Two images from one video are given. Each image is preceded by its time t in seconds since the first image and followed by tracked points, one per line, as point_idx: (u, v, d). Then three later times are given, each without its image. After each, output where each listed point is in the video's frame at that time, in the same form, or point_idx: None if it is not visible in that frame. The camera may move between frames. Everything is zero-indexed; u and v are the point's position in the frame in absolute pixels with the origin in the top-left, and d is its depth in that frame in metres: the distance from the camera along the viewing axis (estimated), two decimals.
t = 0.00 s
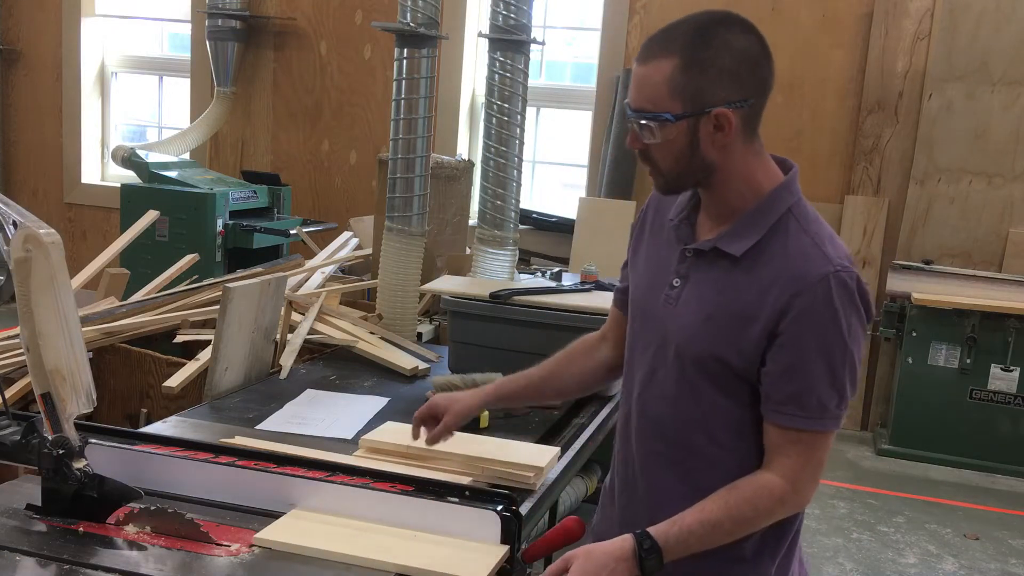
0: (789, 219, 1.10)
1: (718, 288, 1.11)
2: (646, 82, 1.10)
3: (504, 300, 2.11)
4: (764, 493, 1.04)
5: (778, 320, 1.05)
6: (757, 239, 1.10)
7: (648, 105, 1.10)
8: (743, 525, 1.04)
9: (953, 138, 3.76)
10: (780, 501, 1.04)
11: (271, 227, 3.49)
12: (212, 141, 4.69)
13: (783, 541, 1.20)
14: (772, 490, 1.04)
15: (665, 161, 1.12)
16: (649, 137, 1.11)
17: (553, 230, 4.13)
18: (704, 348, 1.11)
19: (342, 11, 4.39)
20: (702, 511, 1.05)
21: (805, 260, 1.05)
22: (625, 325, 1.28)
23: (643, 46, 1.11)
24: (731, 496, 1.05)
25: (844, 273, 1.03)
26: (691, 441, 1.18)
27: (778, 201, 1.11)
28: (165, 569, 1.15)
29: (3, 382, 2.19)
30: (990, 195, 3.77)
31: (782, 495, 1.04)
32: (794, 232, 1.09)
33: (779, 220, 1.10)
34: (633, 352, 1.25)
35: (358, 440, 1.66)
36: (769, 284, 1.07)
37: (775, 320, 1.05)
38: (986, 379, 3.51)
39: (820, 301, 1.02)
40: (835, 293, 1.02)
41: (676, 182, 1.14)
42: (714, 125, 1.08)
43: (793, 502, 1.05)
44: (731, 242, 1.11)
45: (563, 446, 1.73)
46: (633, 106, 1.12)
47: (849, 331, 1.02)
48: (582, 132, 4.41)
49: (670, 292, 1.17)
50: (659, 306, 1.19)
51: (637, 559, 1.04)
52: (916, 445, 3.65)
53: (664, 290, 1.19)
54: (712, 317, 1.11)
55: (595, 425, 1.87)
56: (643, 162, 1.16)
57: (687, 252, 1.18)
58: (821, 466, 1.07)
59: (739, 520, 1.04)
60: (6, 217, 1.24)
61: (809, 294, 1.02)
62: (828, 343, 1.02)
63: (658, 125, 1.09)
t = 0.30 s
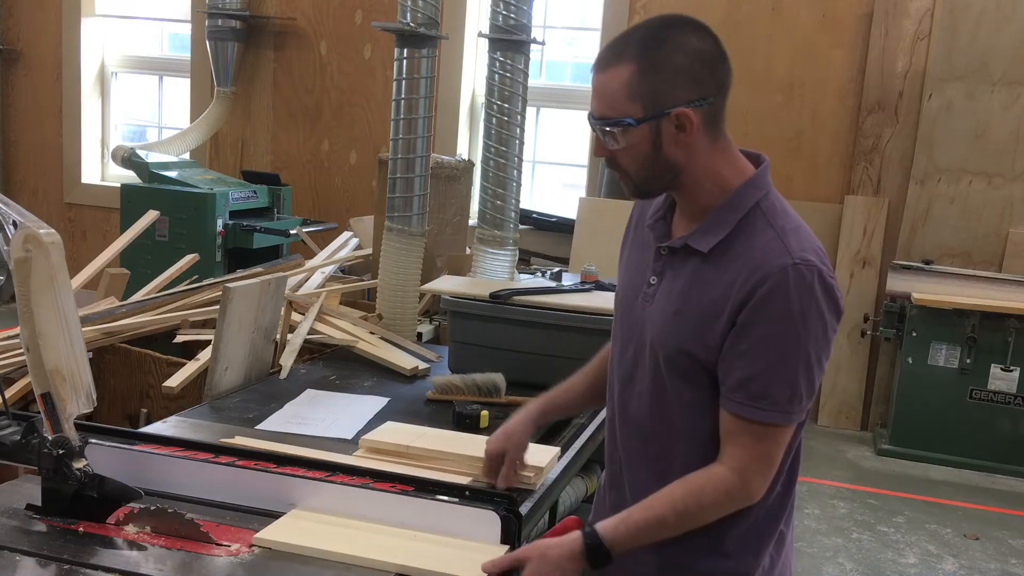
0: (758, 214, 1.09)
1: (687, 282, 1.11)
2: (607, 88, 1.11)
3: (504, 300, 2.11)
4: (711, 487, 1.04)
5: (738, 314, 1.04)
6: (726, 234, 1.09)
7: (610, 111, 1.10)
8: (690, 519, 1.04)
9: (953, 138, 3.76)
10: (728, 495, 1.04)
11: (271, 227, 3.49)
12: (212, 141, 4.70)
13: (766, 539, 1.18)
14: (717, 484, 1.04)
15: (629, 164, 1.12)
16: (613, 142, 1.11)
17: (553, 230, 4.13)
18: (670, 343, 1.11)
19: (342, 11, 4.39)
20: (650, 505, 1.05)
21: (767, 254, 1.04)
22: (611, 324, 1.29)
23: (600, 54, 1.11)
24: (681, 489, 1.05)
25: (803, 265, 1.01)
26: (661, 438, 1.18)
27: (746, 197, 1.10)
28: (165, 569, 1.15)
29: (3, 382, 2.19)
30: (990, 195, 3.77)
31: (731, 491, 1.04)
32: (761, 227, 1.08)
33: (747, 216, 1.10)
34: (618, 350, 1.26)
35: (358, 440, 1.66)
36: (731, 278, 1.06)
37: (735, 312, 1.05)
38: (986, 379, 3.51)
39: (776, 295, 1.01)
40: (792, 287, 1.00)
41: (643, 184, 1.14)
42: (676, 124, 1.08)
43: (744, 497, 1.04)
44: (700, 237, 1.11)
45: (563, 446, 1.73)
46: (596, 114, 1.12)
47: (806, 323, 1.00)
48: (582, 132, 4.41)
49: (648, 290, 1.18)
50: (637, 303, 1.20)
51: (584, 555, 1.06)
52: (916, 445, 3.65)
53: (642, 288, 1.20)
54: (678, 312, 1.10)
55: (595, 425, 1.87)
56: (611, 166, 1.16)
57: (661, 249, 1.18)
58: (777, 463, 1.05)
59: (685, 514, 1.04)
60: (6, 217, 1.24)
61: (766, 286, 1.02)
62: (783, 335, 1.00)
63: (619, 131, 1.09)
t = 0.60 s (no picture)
0: (756, 201, 1.09)
1: (686, 272, 1.11)
2: (617, 67, 1.11)
3: (504, 300, 2.11)
4: (712, 477, 1.03)
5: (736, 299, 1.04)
6: (725, 222, 1.09)
7: (617, 88, 1.11)
8: (691, 512, 1.04)
9: (953, 138, 3.76)
10: (729, 487, 1.03)
11: (271, 227, 3.49)
12: (212, 141, 4.69)
13: (767, 540, 1.17)
14: (717, 475, 1.03)
15: (636, 143, 1.12)
16: (620, 119, 1.12)
17: (553, 230, 4.13)
18: (671, 333, 1.11)
19: (342, 12, 4.39)
20: (649, 500, 1.05)
21: (765, 238, 1.04)
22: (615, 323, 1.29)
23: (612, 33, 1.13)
24: (682, 482, 1.05)
25: (799, 245, 1.01)
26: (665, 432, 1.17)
27: (746, 184, 1.10)
28: (165, 569, 1.15)
29: (3, 382, 2.19)
30: (990, 195, 3.77)
31: (733, 480, 1.03)
32: (759, 214, 1.08)
33: (746, 203, 1.09)
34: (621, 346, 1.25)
35: (358, 440, 1.66)
36: (729, 264, 1.06)
37: (732, 296, 1.05)
38: (986, 379, 3.52)
39: (774, 278, 1.01)
40: (789, 269, 1.00)
41: (648, 166, 1.13)
42: (681, 103, 1.08)
43: (745, 488, 1.03)
44: (699, 226, 1.11)
45: (563, 446, 1.73)
46: (604, 91, 1.12)
47: (803, 303, 1.00)
48: (582, 132, 4.41)
49: (649, 283, 1.18)
50: (640, 297, 1.20)
51: (588, 556, 1.06)
52: (916, 445, 3.65)
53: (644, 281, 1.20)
54: (679, 301, 1.10)
55: (595, 425, 1.87)
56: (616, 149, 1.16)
57: (663, 243, 1.18)
58: (780, 451, 1.04)
59: (686, 509, 1.04)
60: (6, 217, 1.24)
61: (763, 269, 1.02)
62: (781, 316, 1.00)
63: (627, 106, 1.10)
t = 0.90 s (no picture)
0: (792, 215, 1.08)
1: (711, 277, 1.10)
2: (672, 61, 1.08)
3: (504, 301, 2.10)
4: (695, 486, 1.03)
5: (758, 309, 1.03)
6: (760, 231, 1.07)
7: (671, 82, 1.08)
8: (672, 516, 1.04)
9: (953, 138, 3.76)
10: (709, 494, 1.02)
11: (271, 227, 3.49)
12: (212, 141, 4.69)
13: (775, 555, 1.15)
14: (705, 483, 1.02)
15: (684, 141, 1.09)
16: (669, 116, 1.09)
17: (553, 230, 4.13)
18: (687, 337, 1.09)
19: (342, 12, 4.39)
20: (633, 503, 1.06)
21: (798, 252, 1.03)
22: (630, 319, 1.27)
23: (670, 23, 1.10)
24: (669, 487, 1.05)
25: (833, 268, 1.00)
26: (669, 435, 1.17)
27: (784, 196, 1.08)
28: (164, 569, 1.15)
29: (3, 382, 2.19)
30: (990, 195, 3.77)
31: (715, 489, 1.02)
32: (793, 229, 1.06)
33: (782, 215, 1.08)
34: (638, 348, 1.24)
35: (358, 440, 1.66)
36: (756, 274, 1.05)
37: (756, 308, 1.03)
38: (986, 379, 3.52)
39: (801, 295, 0.99)
40: (819, 289, 0.99)
41: (695, 166, 1.10)
42: (736, 104, 1.06)
43: (727, 498, 1.02)
44: (732, 232, 1.09)
45: (563, 446, 1.73)
46: (655, 84, 1.10)
47: (828, 327, 0.99)
48: (582, 132, 4.41)
49: (671, 285, 1.16)
50: (660, 297, 1.18)
51: (567, 552, 1.08)
52: (916, 445, 3.65)
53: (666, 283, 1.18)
54: (701, 306, 1.09)
55: (595, 425, 1.87)
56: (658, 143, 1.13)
57: (689, 244, 1.16)
58: (770, 468, 1.03)
59: (668, 512, 1.04)
60: (7, 217, 1.24)
61: (791, 284, 1.00)
62: (806, 335, 0.99)
63: (682, 101, 1.07)
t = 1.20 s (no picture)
0: (812, 232, 1.08)
1: (736, 297, 1.10)
2: (677, 86, 1.08)
3: (504, 300, 2.11)
4: (739, 503, 1.04)
5: (790, 332, 1.03)
6: (782, 251, 1.08)
7: (676, 109, 1.08)
8: (712, 530, 1.04)
9: (953, 138, 3.76)
10: (752, 512, 1.03)
11: (271, 227, 3.49)
12: (212, 141, 4.69)
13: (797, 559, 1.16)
14: (749, 503, 1.03)
15: (692, 168, 1.11)
16: (675, 142, 1.09)
17: (553, 230, 4.13)
18: (715, 358, 1.10)
19: (342, 12, 4.39)
20: (671, 515, 1.06)
21: (827, 272, 1.03)
22: (643, 332, 1.28)
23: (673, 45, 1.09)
24: (705, 500, 1.06)
25: (866, 288, 1.00)
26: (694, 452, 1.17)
27: (803, 212, 1.09)
28: (164, 569, 1.15)
29: (3, 382, 2.19)
30: (990, 195, 3.77)
31: (758, 509, 1.03)
32: (815, 246, 1.07)
33: (803, 233, 1.08)
34: (652, 363, 1.24)
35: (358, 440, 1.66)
36: (785, 295, 1.05)
37: (788, 331, 1.03)
38: (986, 379, 3.52)
39: (833, 317, 0.99)
40: (853, 311, 0.99)
41: (704, 191, 1.12)
42: (746, 131, 1.07)
43: (771, 515, 1.03)
44: (753, 252, 1.09)
45: (563, 446, 1.74)
46: (660, 109, 1.10)
47: (863, 349, 0.99)
48: (582, 132, 4.41)
49: (689, 301, 1.16)
50: (678, 313, 1.18)
51: (597, 557, 1.08)
52: (916, 445, 3.65)
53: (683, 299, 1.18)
54: (727, 327, 1.09)
55: (595, 425, 1.88)
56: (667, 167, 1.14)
57: (707, 261, 1.16)
58: (811, 485, 1.04)
59: (708, 526, 1.04)
60: (6, 217, 1.24)
61: (824, 306, 1.00)
62: (841, 358, 0.99)
63: (688, 130, 1.07)
